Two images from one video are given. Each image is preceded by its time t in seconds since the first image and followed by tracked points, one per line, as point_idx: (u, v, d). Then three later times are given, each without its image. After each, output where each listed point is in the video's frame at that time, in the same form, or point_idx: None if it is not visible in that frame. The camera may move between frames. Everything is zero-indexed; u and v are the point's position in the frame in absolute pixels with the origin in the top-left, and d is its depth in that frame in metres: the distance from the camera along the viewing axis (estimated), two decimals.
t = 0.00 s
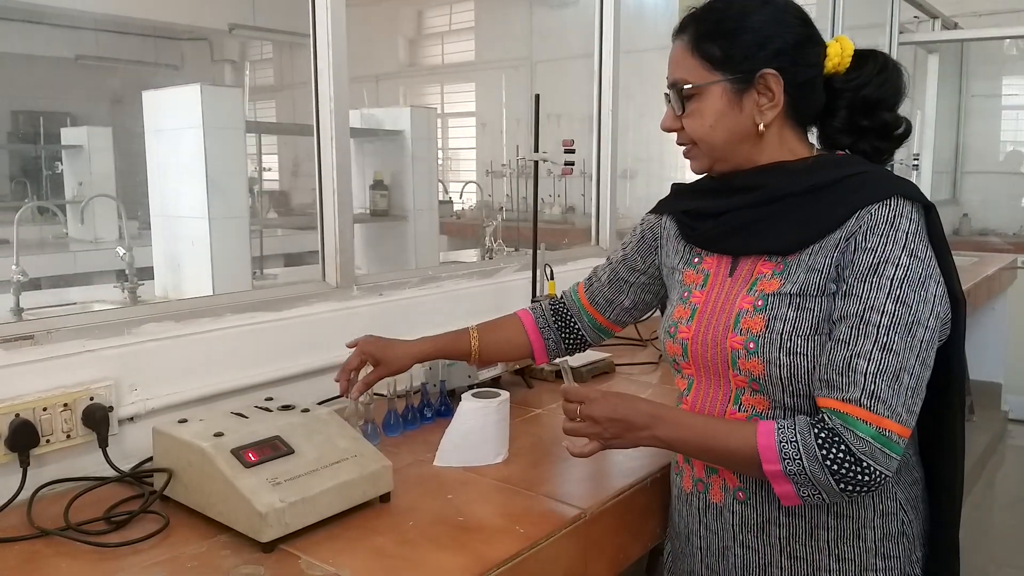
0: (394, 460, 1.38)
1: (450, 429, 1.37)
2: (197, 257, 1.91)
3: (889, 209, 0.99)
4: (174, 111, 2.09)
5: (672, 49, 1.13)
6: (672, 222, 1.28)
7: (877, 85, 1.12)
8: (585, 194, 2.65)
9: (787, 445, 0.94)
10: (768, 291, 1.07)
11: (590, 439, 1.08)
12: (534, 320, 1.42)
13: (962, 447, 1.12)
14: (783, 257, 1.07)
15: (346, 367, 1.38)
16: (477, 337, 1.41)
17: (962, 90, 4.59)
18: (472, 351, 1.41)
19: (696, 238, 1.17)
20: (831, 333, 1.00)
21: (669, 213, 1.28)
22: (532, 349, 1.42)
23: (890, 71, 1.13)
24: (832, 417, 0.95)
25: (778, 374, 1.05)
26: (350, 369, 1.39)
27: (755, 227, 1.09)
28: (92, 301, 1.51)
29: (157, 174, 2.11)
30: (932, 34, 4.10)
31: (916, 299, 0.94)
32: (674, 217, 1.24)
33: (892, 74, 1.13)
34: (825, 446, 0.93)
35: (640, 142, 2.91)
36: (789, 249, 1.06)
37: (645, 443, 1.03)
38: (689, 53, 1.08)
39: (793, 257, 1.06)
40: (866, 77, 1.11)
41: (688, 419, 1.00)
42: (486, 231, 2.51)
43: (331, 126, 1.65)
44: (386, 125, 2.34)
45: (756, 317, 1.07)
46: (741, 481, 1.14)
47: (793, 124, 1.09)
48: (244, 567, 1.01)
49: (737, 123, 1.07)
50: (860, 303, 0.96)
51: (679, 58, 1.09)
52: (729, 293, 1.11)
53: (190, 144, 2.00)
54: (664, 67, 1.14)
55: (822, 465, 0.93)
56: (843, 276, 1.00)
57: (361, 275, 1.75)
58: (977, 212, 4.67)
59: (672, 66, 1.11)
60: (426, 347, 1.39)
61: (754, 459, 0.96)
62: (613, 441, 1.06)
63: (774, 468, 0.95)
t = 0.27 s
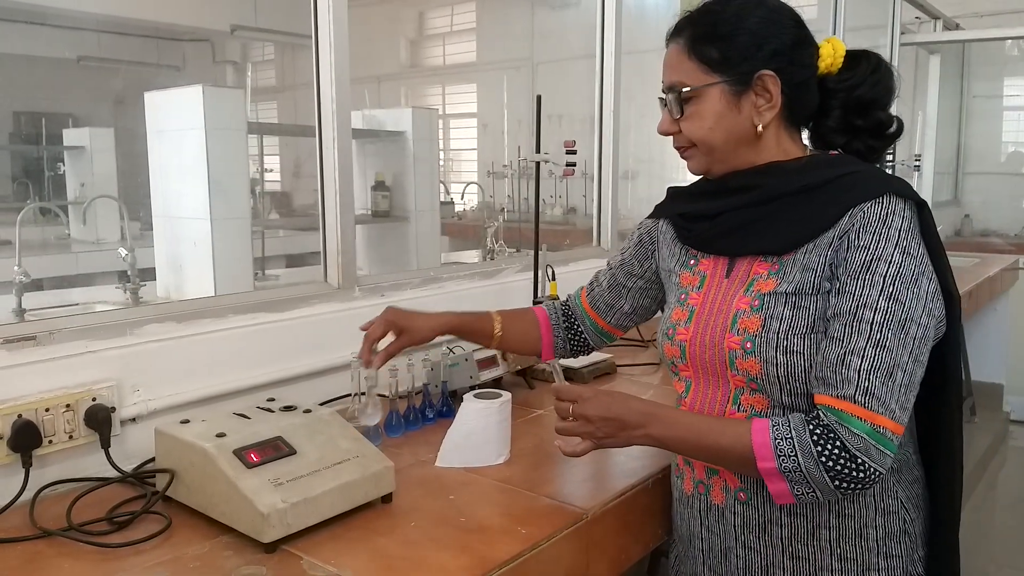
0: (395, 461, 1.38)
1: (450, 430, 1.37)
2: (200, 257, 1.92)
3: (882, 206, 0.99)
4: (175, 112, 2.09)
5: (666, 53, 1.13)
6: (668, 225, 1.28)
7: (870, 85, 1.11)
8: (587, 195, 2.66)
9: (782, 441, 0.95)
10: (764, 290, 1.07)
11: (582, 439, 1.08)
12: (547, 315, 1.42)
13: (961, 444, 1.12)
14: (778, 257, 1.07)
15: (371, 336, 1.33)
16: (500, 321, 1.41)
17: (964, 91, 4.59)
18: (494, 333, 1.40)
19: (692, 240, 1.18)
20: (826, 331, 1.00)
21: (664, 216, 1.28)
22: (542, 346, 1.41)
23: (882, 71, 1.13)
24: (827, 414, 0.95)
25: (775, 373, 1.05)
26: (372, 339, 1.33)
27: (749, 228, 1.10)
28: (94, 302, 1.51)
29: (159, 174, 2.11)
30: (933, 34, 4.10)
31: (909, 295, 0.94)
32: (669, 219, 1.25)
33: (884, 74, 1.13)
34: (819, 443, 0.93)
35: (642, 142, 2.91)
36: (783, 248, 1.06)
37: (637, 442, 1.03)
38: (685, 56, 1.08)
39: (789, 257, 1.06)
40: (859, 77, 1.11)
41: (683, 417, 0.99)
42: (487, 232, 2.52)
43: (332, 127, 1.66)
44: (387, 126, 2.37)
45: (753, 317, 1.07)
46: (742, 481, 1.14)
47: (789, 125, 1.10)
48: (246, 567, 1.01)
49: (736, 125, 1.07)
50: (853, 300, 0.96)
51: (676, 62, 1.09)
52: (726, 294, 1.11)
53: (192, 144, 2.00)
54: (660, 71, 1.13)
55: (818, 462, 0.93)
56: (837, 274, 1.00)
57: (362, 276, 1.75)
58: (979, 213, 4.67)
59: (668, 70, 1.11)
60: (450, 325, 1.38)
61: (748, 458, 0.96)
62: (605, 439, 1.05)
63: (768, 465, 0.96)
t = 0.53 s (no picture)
0: (395, 462, 1.38)
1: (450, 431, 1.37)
2: (199, 258, 1.92)
3: (882, 208, 0.99)
4: (175, 112, 2.09)
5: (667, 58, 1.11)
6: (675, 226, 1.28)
7: (871, 80, 1.11)
8: (587, 196, 2.67)
9: (775, 440, 0.95)
10: (764, 290, 1.07)
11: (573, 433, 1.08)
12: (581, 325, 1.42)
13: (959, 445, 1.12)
14: (779, 256, 1.07)
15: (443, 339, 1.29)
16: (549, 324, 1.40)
17: (963, 93, 4.60)
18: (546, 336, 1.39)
19: (695, 240, 1.18)
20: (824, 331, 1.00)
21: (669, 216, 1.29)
22: (577, 357, 1.42)
23: (881, 67, 1.13)
24: (821, 414, 0.95)
25: (774, 373, 1.05)
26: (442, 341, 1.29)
27: (750, 227, 1.10)
28: (94, 303, 1.51)
29: (159, 175, 2.11)
30: (933, 36, 4.11)
31: (906, 297, 0.95)
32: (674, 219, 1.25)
33: (883, 70, 1.13)
34: (813, 443, 0.94)
35: (642, 144, 2.91)
36: (785, 248, 1.06)
37: (630, 438, 1.03)
38: (692, 60, 1.06)
39: (789, 257, 1.06)
40: (859, 73, 1.11)
41: (676, 414, 1.00)
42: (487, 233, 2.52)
43: (332, 128, 1.66)
44: (387, 127, 2.35)
45: (752, 317, 1.07)
46: (740, 481, 1.14)
47: (795, 124, 1.10)
48: (246, 568, 1.01)
49: (750, 126, 1.06)
50: (850, 302, 0.97)
51: (683, 67, 1.07)
52: (727, 293, 1.11)
53: (192, 145, 2.00)
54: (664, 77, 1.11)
55: (810, 461, 0.94)
56: (836, 275, 1.00)
57: (362, 277, 1.75)
58: (978, 214, 4.68)
59: (673, 75, 1.08)
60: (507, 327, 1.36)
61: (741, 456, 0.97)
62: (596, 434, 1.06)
63: (761, 463, 0.96)
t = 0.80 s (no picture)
0: (395, 464, 1.38)
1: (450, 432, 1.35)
2: (197, 260, 1.91)
3: (887, 207, 0.99)
4: (174, 115, 2.10)
5: (672, 62, 1.11)
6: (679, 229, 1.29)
7: (873, 81, 1.11)
8: (586, 198, 2.66)
9: (776, 439, 0.95)
10: (769, 290, 1.07)
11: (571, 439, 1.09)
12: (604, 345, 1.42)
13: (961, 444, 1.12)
14: (784, 257, 1.07)
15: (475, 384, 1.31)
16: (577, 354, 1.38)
17: (962, 94, 4.60)
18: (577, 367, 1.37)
19: (697, 241, 1.18)
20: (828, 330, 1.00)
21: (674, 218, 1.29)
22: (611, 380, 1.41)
23: (885, 68, 1.13)
24: (823, 412, 0.96)
25: (780, 374, 1.06)
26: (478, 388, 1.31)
27: (753, 228, 1.10)
28: (93, 305, 1.51)
29: (158, 178, 2.11)
30: (931, 38, 4.11)
31: (910, 296, 0.95)
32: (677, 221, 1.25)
33: (885, 72, 1.13)
34: (815, 440, 0.94)
35: (641, 145, 2.91)
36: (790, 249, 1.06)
37: (629, 441, 1.04)
38: (698, 64, 1.06)
39: (794, 257, 1.06)
40: (862, 73, 1.11)
41: (676, 417, 1.00)
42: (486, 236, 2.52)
43: (331, 130, 1.66)
44: (386, 130, 2.34)
45: (757, 317, 1.07)
46: (746, 482, 1.14)
47: (800, 124, 1.11)
48: (245, 570, 1.01)
49: (757, 128, 1.06)
50: (854, 300, 0.97)
51: (689, 71, 1.07)
52: (731, 294, 1.12)
53: (190, 148, 2.00)
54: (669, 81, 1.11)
55: (811, 459, 0.94)
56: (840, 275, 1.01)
57: (362, 279, 1.76)
58: (978, 216, 4.68)
59: (679, 78, 1.08)
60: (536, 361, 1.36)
61: (741, 457, 0.97)
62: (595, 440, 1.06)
63: (762, 463, 0.96)
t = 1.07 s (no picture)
0: (394, 464, 1.38)
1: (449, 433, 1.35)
2: (196, 260, 1.91)
3: (887, 208, 1.00)
4: (173, 116, 2.10)
5: (672, 62, 1.10)
6: (677, 232, 1.29)
7: (872, 83, 1.12)
8: (585, 199, 2.67)
9: (773, 439, 0.96)
10: (769, 292, 1.07)
11: (567, 446, 1.07)
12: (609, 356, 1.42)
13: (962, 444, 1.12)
14: (784, 259, 1.07)
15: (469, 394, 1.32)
16: (580, 367, 1.38)
17: (960, 94, 4.61)
18: (581, 380, 1.36)
19: (696, 242, 1.19)
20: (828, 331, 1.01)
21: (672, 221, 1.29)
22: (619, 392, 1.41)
23: (883, 71, 1.14)
24: (821, 411, 0.96)
25: (781, 375, 1.06)
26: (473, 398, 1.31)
27: (752, 230, 1.10)
28: (92, 306, 1.51)
29: (156, 178, 2.11)
30: (929, 38, 4.12)
31: (908, 296, 0.95)
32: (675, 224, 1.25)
33: (883, 74, 1.14)
34: (813, 439, 0.94)
35: (640, 146, 2.92)
36: (791, 251, 1.06)
37: (624, 447, 1.04)
38: (697, 64, 1.05)
39: (794, 258, 1.06)
40: (860, 75, 1.11)
41: (673, 422, 1.01)
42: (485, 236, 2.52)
43: (329, 130, 1.66)
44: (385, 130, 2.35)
45: (758, 319, 1.07)
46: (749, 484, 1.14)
47: (799, 125, 1.11)
48: (244, 571, 1.01)
49: (756, 130, 1.06)
50: (853, 300, 0.97)
51: (688, 71, 1.06)
52: (731, 296, 1.12)
53: (188, 149, 2.00)
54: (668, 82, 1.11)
55: (809, 458, 0.94)
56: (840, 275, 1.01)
57: (361, 279, 1.76)
58: (976, 216, 4.68)
59: (678, 79, 1.08)
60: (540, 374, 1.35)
61: (739, 461, 0.97)
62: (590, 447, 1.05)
63: (759, 464, 0.96)
